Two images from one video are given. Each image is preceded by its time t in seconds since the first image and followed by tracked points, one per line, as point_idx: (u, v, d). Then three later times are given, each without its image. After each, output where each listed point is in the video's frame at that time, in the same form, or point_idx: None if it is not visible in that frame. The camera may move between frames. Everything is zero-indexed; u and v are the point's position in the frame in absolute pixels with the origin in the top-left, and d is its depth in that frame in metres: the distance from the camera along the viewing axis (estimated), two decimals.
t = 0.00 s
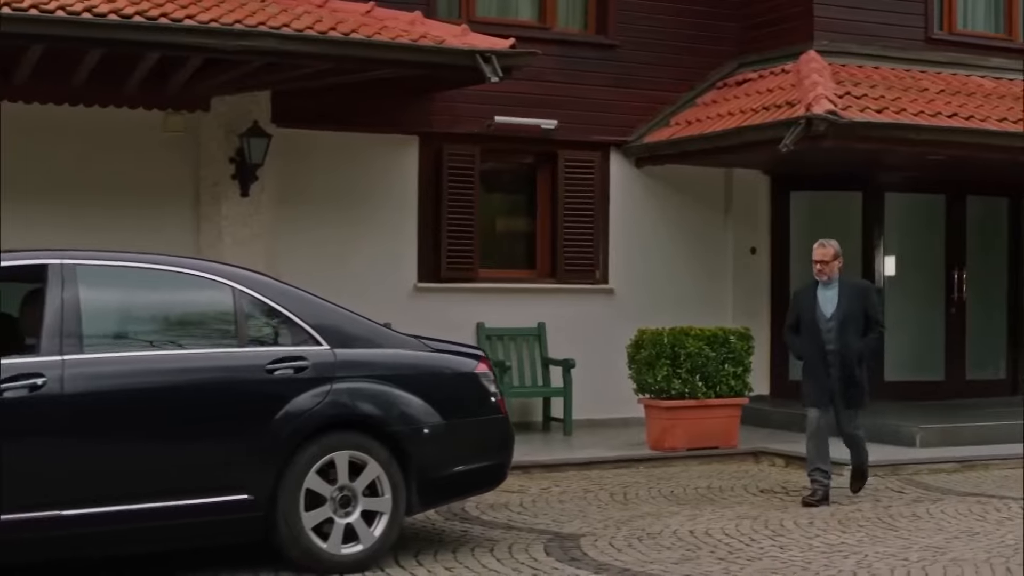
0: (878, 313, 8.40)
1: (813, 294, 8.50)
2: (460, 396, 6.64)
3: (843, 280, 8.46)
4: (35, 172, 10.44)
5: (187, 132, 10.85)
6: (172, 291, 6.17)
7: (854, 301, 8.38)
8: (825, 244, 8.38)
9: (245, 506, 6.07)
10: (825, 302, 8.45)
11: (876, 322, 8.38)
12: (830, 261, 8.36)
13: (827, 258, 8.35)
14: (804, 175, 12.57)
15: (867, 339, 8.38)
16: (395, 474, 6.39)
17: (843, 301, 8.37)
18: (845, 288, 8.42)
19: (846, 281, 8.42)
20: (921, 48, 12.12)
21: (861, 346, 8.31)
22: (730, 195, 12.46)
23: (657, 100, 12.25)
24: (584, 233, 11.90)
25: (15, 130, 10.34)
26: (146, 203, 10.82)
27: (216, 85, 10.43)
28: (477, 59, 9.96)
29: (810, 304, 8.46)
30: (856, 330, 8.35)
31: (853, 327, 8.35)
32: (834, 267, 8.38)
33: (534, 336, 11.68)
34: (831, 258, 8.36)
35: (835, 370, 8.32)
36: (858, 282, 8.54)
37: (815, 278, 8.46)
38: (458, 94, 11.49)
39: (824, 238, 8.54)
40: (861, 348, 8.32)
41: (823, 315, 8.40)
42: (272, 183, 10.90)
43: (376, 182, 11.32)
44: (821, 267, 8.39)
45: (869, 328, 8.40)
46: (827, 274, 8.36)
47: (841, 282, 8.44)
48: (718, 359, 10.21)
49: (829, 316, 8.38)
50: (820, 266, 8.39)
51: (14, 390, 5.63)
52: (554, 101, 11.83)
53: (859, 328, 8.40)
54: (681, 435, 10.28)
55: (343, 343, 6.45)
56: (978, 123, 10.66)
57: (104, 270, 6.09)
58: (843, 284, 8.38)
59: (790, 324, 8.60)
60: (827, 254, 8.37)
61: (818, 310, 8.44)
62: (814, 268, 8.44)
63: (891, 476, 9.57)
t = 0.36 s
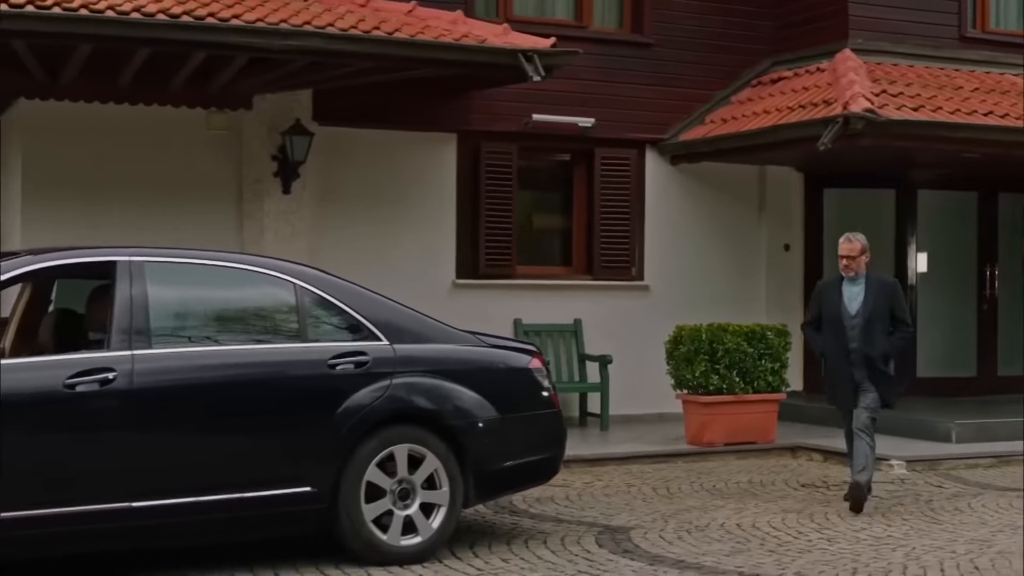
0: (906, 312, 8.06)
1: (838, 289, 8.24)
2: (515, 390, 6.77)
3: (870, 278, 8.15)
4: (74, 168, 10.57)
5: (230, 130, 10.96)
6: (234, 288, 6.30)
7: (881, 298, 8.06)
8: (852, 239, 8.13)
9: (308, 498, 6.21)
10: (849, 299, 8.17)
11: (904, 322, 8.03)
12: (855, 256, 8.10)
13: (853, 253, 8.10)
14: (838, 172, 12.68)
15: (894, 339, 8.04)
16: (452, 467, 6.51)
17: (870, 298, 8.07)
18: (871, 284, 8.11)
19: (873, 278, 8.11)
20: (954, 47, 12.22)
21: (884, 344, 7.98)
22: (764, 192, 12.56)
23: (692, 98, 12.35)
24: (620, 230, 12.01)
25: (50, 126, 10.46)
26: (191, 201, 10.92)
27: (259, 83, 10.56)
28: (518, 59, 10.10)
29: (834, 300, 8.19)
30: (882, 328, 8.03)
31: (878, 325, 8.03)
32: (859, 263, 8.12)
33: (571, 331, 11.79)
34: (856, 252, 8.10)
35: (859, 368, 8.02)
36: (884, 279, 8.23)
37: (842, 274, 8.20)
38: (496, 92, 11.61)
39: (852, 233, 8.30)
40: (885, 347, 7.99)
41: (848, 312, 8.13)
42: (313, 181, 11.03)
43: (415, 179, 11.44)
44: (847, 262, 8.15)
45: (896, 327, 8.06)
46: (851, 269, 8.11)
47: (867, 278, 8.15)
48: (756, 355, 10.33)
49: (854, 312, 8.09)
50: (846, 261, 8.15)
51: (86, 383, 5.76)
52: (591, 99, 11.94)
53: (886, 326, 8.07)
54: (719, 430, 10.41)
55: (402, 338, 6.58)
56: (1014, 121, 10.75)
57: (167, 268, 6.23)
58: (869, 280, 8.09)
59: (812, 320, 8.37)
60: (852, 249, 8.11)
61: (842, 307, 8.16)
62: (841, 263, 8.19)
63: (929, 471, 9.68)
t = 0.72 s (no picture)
0: (918, 297, 7.80)
1: (849, 273, 7.99)
2: (556, 382, 6.89)
3: (881, 259, 7.91)
4: (104, 163, 10.66)
5: (259, 125, 11.06)
6: (282, 282, 6.42)
7: (891, 282, 7.80)
8: (863, 220, 7.86)
9: (356, 488, 6.34)
10: (859, 283, 7.92)
11: (915, 306, 7.77)
12: (867, 240, 7.84)
13: (864, 236, 7.84)
14: (857, 168, 12.80)
15: (904, 325, 7.79)
16: (496, 457, 6.63)
17: (880, 283, 7.81)
18: (881, 268, 7.86)
19: (884, 262, 7.87)
20: (973, 43, 12.35)
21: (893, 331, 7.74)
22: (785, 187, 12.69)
23: (714, 94, 12.47)
24: (642, 225, 12.13)
25: (81, 124, 10.52)
26: (221, 193, 11.05)
27: (288, 80, 10.67)
28: (547, 55, 10.22)
29: (844, 284, 7.95)
30: (891, 313, 7.79)
31: (887, 311, 7.79)
32: (871, 246, 7.87)
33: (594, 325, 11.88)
34: (869, 236, 7.85)
35: (867, 356, 7.80)
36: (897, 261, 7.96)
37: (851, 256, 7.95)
38: (522, 88, 11.73)
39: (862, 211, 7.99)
40: (894, 334, 7.76)
41: (857, 297, 7.88)
42: (342, 175, 11.14)
43: (440, 174, 11.55)
44: (857, 245, 7.90)
45: (907, 313, 7.81)
46: (864, 253, 7.86)
47: (879, 260, 7.91)
48: (780, 348, 10.45)
49: (863, 298, 7.85)
50: (856, 244, 7.89)
51: (143, 375, 5.88)
52: (614, 95, 12.06)
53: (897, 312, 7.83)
54: (744, 423, 10.55)
55: (447, 332, 6.70)
56: None
57: (219, 261, 6.34)
58: (879, 264, 7.84)
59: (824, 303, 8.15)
60: (864, 232, 7.85)
61: (852, 291, 7.92)
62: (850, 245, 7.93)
63: (952, 463, 9.82)
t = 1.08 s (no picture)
0: (914, 297, 7.43)
1: (844, 274, 7.64)
2: (594, 376, 7.03)
3: (875, 260, 7.55)
4: (131, 162, 10.77)
5: (283, 123, 11.20)
6: (329, 279, 6.55)
7: (886, 282, 7.45)
8: (855, 220, 7.51)
9: (402, 480, 6.46)
10: (853, 285, 7.58)
11: (912, 307, 7.40)
12: (858, 240, 7.50)
13: (855, 235, 7.49)
14: (871, 165, 12.95)
15: (900, 327, 7.42)
16: (536, 449, 6.77)
17: (874, 283, 7.46)
18: (875, 268, 7.50)
19: (877, 262, 7.50)
20: (987, 42, 12.49)
21: (887, 333, 7.37)
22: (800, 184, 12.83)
23: (731, 92, 12.60)
24: (660, 222, 12.27)
25: (108, 122, 10.65)
26: (246, 191, 11.17)
27: (313, 78, 10.79)
28: (572, 54, 10.36)
29: (838, 285, 7.60)
30: (886, 316, 7.42)
31: (882, 313, 7.42)
32: (862, 245, 7.52)
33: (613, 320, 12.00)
34: (860, 236, 7.49)
35: (860, 360, 7.46)
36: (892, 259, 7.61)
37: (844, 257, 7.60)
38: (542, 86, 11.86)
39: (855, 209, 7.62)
40: (889, 337, 7.39)
41: (851, 298, 7.54)
42: (366, 173, 11.28)
43: (462, 171, 11.69)
44: (849, 245, 7.54)
45: (903, 314, 7.43)
46: (855, 253, 7.51)
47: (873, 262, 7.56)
48: (799, 343, 10.58)
49: (857, 300, 7.50)
50: (847, 243, 7.54)
51: (197, 369, 6.01)
52: (633, 93, 12.19)
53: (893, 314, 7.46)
54: (764, 417, 10.68)
55: (489, 328, 6.84)
56: None
57: (268, 259, 6.47)
58: (873, 264, 7.48)
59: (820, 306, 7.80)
60: (856, 231, 7.49)
61: (846, 293, 7.58)
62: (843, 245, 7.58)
63: (971, 456, 9.96)
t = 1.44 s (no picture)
0: (895, 301, 7.28)
1: (821, 276, 7.47)
2: (617, 374, 7.18)
3: (855, 261, 7.40)
4: (143, 162, 10.89)
5: (293, 124, 11.32)
6: (358, 279, 6.69)
7: (867, 284, 7.29)
8: (838, 219, 7.35)
9: (432, 476, 6.60)
10: (832, 287, 7.41)
11: (894, 311, 7.24)
12: (842, 240, 7.34)
13: (838, 235, 7.33)
14: (870, 166, 13.13)
15: (881, 331, 7.24)
16: (562, 446, 6.92)
17: (854, 285, 7.30)
18: (855, 271, 7.35)
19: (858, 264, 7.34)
20: (985, 44, 12.68)
21: (869, 336, 7.19)
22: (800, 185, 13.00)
23: (733, 94, 12.76)
24: (663, 222, 12.43)
25: (120, 123, 10.76)
26: (256, 191, 11.29)
27: (324, 80, 10.92)
28: (581, 57, 10.51)
29: (816, 287, 7.42)
30: (867, 318, 7.25)
31: (862, 316, 7.25)
32: (845, 246, 7.36)
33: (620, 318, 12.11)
34: (843, 236, 7.34)
35: (839, 362, 7.27)
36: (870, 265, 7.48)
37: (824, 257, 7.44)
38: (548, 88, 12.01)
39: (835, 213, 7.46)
40: (870, 340, 7.20)
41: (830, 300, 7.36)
42: (375, 173, 11.40)
43: (469, 172, 11.83)
44: (830, 246, 7.38)
45: (883, 318, 7.26)
46: (837, 253, 7.35)
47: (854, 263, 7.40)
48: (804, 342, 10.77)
49: (837, 302, 7.33)
50: (829, 244, 7.37)
51: (236, 367, 6.14)
52: (636, 95, 12.35)
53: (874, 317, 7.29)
54: (769, 415, 10.83)
55: (516, 327, 6.97)
56: None
57: (302, 260, 6.60)
58: (854, 266, 7.33)
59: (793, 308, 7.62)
60: (838, 231, 7.33)
61: (824, 295, 7.40)
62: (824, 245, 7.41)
63: (974, 453, 10.13)
